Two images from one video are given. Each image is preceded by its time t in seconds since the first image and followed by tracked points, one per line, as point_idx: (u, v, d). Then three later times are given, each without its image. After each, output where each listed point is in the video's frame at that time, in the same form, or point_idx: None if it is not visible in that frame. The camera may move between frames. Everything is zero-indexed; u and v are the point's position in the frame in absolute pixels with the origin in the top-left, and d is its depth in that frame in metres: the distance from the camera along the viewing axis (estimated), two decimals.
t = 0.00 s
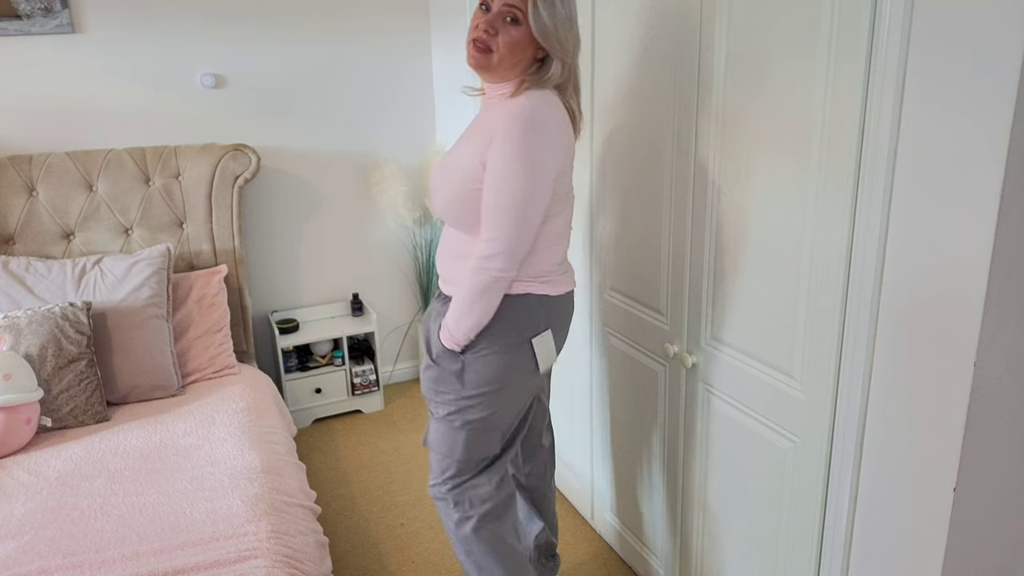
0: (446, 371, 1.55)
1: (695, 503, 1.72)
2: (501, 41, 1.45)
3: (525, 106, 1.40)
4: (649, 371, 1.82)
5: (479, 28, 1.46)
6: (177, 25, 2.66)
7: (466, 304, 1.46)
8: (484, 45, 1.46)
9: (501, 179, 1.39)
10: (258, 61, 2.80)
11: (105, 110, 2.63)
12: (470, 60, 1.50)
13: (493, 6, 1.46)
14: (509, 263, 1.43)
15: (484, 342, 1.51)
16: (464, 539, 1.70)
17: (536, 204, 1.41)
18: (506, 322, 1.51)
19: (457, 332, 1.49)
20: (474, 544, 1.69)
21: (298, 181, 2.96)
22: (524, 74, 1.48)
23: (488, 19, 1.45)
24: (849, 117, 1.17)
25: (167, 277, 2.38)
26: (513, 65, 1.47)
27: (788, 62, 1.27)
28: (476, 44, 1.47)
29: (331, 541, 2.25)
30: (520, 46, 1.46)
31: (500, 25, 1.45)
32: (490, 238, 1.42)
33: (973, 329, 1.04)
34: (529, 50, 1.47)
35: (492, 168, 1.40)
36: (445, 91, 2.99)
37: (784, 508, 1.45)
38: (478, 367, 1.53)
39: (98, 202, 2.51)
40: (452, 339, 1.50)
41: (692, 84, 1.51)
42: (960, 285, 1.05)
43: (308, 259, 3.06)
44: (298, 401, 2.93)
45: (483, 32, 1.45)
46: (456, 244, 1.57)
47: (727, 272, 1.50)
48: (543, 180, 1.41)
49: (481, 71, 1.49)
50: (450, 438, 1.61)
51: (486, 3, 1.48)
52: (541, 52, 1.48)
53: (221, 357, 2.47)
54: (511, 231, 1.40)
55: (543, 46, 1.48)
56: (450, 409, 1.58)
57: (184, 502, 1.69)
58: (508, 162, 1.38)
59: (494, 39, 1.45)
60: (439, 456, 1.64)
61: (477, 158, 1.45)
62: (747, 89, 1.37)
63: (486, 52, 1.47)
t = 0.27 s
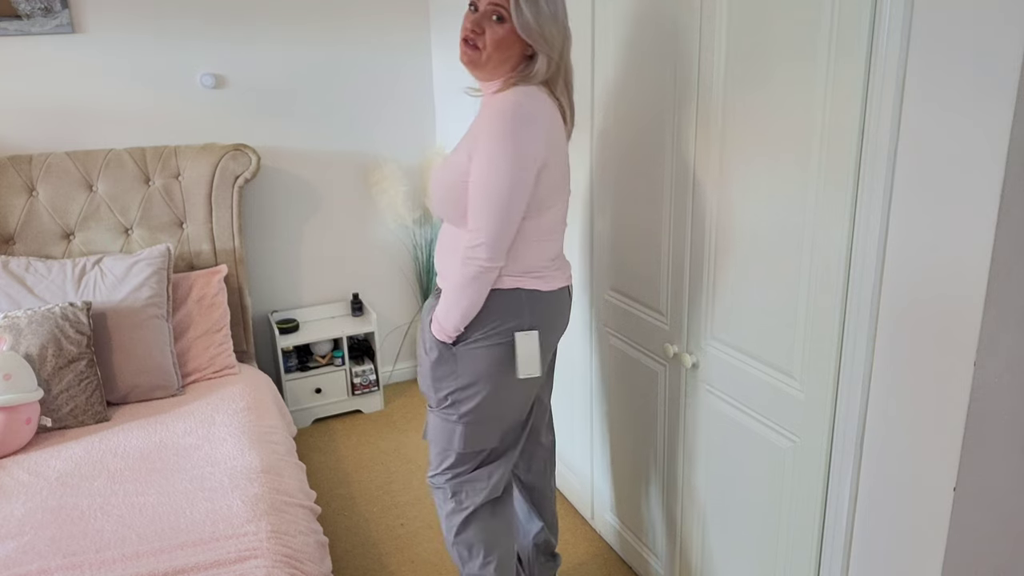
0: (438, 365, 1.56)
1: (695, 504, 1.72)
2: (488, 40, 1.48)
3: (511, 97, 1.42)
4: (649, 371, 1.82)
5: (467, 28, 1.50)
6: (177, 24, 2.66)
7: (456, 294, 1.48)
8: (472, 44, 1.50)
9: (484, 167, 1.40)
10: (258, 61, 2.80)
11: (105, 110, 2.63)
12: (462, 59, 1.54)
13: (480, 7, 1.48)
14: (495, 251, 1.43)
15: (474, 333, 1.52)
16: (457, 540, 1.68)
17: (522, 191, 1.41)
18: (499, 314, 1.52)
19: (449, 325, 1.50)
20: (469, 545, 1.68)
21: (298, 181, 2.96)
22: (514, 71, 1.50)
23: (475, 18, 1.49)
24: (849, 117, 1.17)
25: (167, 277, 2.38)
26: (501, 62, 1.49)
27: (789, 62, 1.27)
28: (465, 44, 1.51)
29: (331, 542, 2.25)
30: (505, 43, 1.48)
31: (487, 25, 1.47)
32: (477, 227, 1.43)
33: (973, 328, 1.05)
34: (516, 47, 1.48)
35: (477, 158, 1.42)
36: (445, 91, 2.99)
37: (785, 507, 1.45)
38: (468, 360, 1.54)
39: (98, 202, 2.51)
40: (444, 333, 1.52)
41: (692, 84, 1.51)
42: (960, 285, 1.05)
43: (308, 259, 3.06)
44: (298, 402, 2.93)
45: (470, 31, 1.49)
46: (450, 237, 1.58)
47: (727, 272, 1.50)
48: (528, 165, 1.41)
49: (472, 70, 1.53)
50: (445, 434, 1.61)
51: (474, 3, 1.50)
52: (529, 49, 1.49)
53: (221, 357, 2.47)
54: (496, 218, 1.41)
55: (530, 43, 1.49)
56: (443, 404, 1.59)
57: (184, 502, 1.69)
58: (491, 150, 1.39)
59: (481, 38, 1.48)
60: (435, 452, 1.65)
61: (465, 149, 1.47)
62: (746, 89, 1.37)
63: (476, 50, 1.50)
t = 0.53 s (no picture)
0: (443, 362, 1.52)
1: (696, 504, 1.71)
2: (472, 41, 1.48)
3: (514, 96, 1.42)
4: (649, 371, 1.82)
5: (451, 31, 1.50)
6: (177, 24, 2.66)
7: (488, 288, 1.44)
8: (457, 47, 1.50)
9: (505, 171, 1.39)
10: (257, 61, 2.80)
11: (105, 110, 2.62)
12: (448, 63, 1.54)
13: (462, 10, 1.48)
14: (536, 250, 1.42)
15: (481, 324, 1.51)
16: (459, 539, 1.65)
17: (544, 187, 1.42)
18: (506, 308, 1.52)
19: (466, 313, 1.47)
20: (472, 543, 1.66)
21: (298, 181, 2.96)
22: (502, 70, 1.50)
23: (458, 21, 1.48)
24: (849, 117, 1.17)
25: (167, 277, 2.38)
26: (489, 62, 1.50)
27: (789, 62, 1.27)
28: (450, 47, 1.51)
29: (331, 542, 2.25)
30: (491, 44, 1.48)
31: (472, 28, 1.47)
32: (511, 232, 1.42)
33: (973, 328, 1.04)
34: (501, 46, 1.49)
35: (491, 161, 1.40)
36: (445, 91, 2.99)
37: (784, 507, 1.45)
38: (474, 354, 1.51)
39: (98, 202, 2.51)
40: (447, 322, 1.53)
41: (692, 84, 1.51)
42: (960, 285, 1.05)
43: (308, 259, 3.06)
44: (298, 401, 2.93)
45: (454, 34, 1.49)
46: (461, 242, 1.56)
47: (727, 272, 1.50)
48: (546, 162, 1.41)
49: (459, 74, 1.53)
50: (446, 430, 1.58)
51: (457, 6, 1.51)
52: (515, 48, 1.49)
53: (221, 357, 2.47)
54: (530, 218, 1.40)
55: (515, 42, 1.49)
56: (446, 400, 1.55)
57: (184, 502, 1.69)
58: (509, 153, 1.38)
59: (465, 40, 1.48)
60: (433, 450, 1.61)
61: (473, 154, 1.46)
62: (746, 90, 1.37)
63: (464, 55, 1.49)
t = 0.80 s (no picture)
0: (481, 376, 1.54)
1: (697, 504, 1.71)
2: (470, 38, 1.47)
3: (517, 96, 1.42)
4: (649, 371, 1.82)
5: (447, 30, 1.48)
6: (177, 24, 2.66)
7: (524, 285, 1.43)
8: (455, 45, 1.48)
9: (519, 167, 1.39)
10: (258, 61, 2.80)
11: (105, 110, 2.62)
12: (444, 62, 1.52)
13: (457, 8, 1.48)
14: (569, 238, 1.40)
15: (511, 329, 1.52)
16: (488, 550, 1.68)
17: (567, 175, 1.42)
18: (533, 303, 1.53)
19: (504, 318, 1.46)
20: (500, 552, 1.69)
21: (298, 181, 2.96)
22: (501, 66, 1.51)
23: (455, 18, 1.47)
24: (849, 117, 1.16)
25: (167, 277, 2.38)
26: (488, 59, 1.49)
27: (789, 62, 1.27)
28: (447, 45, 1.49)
29: (331, 542, 2.25)
30: (489, 40, 1.48)
31: (468, 25, 1.47)
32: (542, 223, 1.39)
33: (973, 328, 1.04)
34: (498, 43, 1.49)
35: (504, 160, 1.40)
36: (445, 91, 2.99)
37: (784, 508, 1.45)
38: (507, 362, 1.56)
39: (98, 201, 2.51)
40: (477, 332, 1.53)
41: (692, 83, 1.51)
42: (960, 285, 1.05)
43: (308, 259, 3.06)
44: (298, 401, 2.93)
45: (451, 32, 1.47)
46: (467, 243, 1.56)
47: (727, 271, 1.50)
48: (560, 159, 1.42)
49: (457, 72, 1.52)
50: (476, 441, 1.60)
51: (450, 6, 1.50)
52: (510, 45, 1.50)
53: (221, 357, 2.47)
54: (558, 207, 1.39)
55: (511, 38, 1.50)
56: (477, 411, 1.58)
57: (184, 502, 1.69)
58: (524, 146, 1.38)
59: (463, 37, 1.47)
60: (460, 463, 1.63)
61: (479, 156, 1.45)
62: (746, 90, 1.37)
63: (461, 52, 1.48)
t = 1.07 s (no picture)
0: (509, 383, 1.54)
1: (697, 504, 1.71)
2: (471, 40, 1.47)
3: (529, 99, 1.42)
4: (650, 371, 1.82)
5: (447, 36, 1.48)
6: (177, 24, 2.66)
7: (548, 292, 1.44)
8: (457, 50, 1.48)
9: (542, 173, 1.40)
10: (258, 61, 2.80)
11: (105, 110, 2.62)
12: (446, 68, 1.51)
13: (454, 14, 1.48)
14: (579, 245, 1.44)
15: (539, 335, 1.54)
16: (512, 555, 1.69)
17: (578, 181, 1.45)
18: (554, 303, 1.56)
19: (527, 323, 1.46)
20: (522, 557, 1.71)
21: (298, 181, 2.96)
22: (503, 65, 1.51)
23: (453, 24, 1.47)
24: (849, 117, 1.16)
25: (167, 277, 2.38)
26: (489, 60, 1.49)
27: (790, 62, 1.27)
28: (448, 51, 1.48)
29: (331, 542, 2.25)
30: (490, 41, 1.48)
31: (467, 29, 1.47)
32: (560, 231, 1.43)
33: (973, 329, 1.04)
34: (498, 42, 1.49)
35: (525, 163, 1.40)
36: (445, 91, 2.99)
37: (784, 508, 1.45)
38: (535, 368, 1.56)
39: (98, 202, 2.51)
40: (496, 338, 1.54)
41: (692, 83, 1.51)
42: (960, 285, 1.05)
43: (308, 259, 3.06)
44: (298, 402, 2.93)
45: (452, 37, 1.47)
46: (469, 246, 1.56)
47: (727, 271, 1.50)
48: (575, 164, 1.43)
49: (460, 77, 1.51)
50: (501, 447, 1.60)
51: (445, 13, 1.49)
52: (507, 43, 1.50)
53: (221, 357, 2.47)
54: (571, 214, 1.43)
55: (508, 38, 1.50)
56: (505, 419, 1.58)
57: (185, 502, 1.69)
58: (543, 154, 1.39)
59: (464, 40, 1.47)
60: (485, 470, 1.63)
61: (496, 161, 1.44)
62: (746, 90, 1.37)
63: (463, 57, 1.48)
